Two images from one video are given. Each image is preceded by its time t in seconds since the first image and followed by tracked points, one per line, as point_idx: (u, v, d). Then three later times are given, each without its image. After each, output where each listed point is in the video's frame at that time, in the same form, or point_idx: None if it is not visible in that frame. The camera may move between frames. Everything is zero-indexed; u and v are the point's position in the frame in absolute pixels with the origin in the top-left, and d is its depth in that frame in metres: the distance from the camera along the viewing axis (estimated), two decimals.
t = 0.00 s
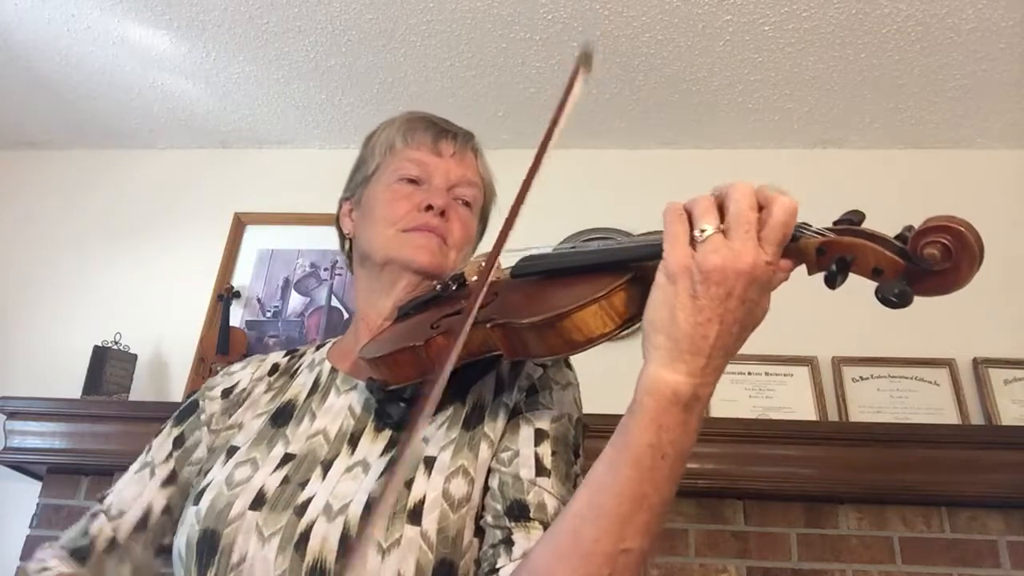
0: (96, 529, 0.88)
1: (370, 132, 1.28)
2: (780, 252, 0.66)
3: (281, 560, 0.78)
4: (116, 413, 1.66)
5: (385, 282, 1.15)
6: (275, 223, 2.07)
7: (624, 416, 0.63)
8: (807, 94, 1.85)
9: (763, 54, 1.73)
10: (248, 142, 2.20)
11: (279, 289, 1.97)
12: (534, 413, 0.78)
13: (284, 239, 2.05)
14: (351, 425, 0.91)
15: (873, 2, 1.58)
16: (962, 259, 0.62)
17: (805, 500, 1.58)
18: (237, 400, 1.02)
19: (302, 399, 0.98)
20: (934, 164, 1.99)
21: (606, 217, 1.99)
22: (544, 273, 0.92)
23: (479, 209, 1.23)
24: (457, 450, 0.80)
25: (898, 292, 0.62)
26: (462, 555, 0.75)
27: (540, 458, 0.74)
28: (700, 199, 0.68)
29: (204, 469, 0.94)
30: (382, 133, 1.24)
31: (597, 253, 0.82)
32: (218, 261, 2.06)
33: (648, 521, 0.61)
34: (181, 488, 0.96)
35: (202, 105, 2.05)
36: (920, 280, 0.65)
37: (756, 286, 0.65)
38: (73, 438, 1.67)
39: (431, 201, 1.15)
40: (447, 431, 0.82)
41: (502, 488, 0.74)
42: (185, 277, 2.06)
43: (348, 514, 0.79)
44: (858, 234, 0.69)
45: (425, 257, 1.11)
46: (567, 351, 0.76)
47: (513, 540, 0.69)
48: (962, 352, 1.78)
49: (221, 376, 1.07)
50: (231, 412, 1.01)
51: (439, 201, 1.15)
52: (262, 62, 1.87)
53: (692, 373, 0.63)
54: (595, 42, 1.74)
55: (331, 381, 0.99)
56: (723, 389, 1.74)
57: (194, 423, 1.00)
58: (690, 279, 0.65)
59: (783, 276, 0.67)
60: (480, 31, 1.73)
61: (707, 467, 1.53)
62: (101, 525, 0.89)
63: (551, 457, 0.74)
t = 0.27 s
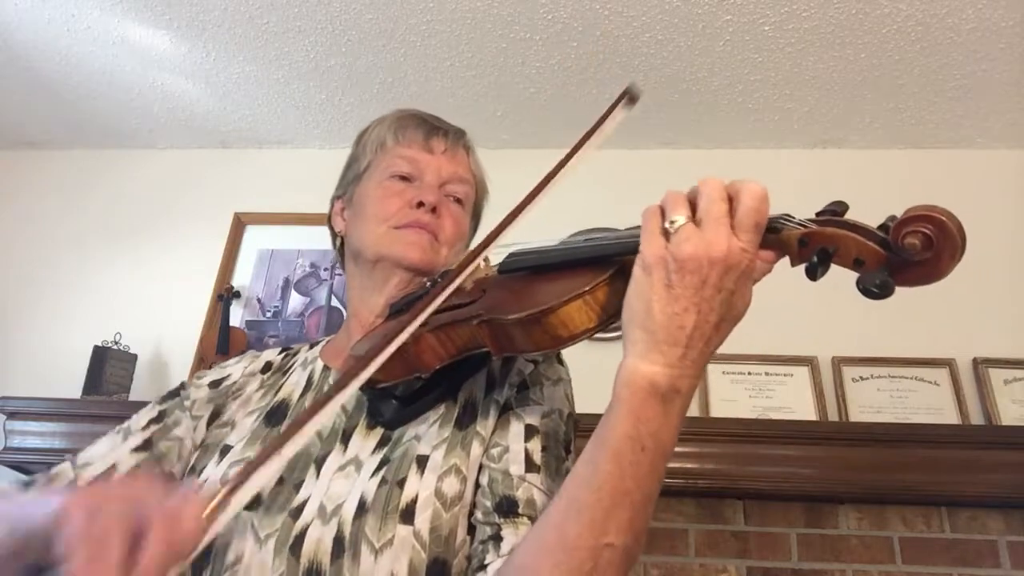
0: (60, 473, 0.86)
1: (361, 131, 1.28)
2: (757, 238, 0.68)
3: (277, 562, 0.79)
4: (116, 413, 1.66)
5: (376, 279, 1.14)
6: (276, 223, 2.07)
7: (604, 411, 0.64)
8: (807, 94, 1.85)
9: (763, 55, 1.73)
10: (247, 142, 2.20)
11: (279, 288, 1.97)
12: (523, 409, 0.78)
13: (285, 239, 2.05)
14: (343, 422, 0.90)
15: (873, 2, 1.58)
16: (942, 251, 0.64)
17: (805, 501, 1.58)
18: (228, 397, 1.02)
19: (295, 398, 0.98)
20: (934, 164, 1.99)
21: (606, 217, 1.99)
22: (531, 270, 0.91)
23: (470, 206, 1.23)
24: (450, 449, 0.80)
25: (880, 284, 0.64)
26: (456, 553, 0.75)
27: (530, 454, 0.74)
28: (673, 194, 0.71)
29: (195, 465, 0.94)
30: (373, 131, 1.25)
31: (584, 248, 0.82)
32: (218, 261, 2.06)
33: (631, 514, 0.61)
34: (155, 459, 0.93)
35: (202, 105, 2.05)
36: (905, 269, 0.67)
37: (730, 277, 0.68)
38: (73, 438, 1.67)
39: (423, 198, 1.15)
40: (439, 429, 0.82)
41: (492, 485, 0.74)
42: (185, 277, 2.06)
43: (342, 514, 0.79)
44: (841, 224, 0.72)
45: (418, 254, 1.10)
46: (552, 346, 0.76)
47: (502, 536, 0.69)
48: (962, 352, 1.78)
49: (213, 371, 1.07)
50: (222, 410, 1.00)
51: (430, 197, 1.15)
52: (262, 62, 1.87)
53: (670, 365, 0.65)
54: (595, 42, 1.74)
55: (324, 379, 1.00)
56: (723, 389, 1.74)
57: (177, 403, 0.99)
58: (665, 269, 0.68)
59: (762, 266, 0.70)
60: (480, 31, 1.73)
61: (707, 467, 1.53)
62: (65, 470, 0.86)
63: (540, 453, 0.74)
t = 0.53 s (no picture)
0: (59, 487, 0.87)
1: (357, 134, 1.28)
2: (748, 243, 0.69)
3: (266, 560, 0.78)
4: (117, 413, 1.66)
5: (371, 281, 1.14)
6: (276, 223, 2.07)
7: (598, 412, 0.64)
8: (807, 93, 1.85)
9: (764, 55, 1.73)
10: (247, 142, 2.20)
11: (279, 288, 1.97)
12: (517, 410, 0.78)
13: (285, 239, 2.05)
14: (336, 422, 0.90)
15: (873, 2, 1.58)
16: (933, 256, 0.63)
17: (805, 501, 1.58)
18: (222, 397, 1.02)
19: (289, 399, 0.98)
20: (934, 164, 1.99)
21: (606, 217, 1.99)
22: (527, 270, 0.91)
23: (466, 209, 1.23)
24: (442, 449, 0.80)
25: (869, 289, 0.64)
26: (447, 552, 0.75)
27: (522, 455, 0.73)
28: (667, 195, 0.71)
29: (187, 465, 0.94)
30: (369, 134, 1.25)
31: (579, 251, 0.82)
32: (218, 261, 2.06)
33: (623, 517, 0.61)
34: (154, 465, 0.94)
35: (202, 105, 2.05)
36: (897, 274, 0.66)
37: (723, 279, 0.68)
38: (73, 438, 1.67)
39: (417, 200, 1.15)
40: (431, 430, 0.82)
41: (485, 486, 0.73)
42: (185, 277, 2.06)
43: (332, 513, 0.79)
44: (833, 228, 0.71)
45: (412, 256, 1.10)
46: (545, 348, 0.75)
47: (494, 537, 0.68)
48: (962, 353, 1.78)
49: (209, 372, 1.07)
50: (216, 410, 1.00)
51: (425, 200, 1.15)
52: (262, 62, 1.87)
53: (663, 367, 0.64)
54: (595, 42, 1.74)
55: (318, 380, 1.00)
56: (723, 389, 1.74)
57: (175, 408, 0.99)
58: (660, 271, 0.67)
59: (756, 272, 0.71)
60: (480, 31, 1.73)
61: (707, 467, 1.53)
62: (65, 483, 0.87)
63: (533, 454, 0.74)
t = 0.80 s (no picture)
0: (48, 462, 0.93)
1: (362, 137, 1.29)
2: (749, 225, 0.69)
3: (265, 552, 0.78)
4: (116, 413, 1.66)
5: (373, 279, 1.15)
6: (276, 223, 2.07)
7: (597, 391, 0.64)
8: (807, 93, 1.85)
9: (764, 55, 1.73)
10: (247, 142, 2.21)
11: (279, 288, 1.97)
12: (515, 405, 0.78)
13: (285, 239, 2.05)
14: (335, 418, 0.90)
15: (873, 2, 1.58)
16: (928, 235, 0.65)
17: (805, 501, 1.58)
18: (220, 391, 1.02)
19: (287, 394, 0.98)
20: (935, 164, 1.99)
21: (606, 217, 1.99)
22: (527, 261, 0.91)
23: (468, 212, 1.23)
24: (440, 443, 0.80)
25: (867, 268, 0.67)
26: (443, 545, 0.75)
27: (519, 447, 0.73)
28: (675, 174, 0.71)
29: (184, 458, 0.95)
30: (373, 137, 1.25)
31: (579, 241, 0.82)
32: (218, 261, 2.06)
33: (621, 495, 0.61)
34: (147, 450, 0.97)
35: (202, 105, 2.05)
36: (893, 253, 0.68)
37: (725, 260, 0.68)
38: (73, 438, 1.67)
39: (420, 201, 1.15)
40: (429, 425, 0.82)
41: (481, 477, 0.73)
42: (185, 277, 2.07)
43: (330, 506, 0.79)
44: (829, 210, 0.71)
45: (413, 255, 1.10)
46: (545, 335, 0.76)
47: (490, 525, 0.69)
48: (962, 352, 1.78)
49: (207, 368, 1.07)
50: (213, 403, 1.00)
51: (428, 200, 1.15)
52: (262, 62, 1.87)
53: (663, 346, 0.65)
54: (595, 42, 1.74)
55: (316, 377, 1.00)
56: (723, 389, 1.74)
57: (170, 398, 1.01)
58: (662, 252, 0.68)
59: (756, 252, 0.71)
60: (480, 31, 1.73)
61: (707, 468, 1.53)
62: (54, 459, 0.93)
63: (529, 447, 0.74)
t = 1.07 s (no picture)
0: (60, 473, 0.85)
1: (377, 143, 1.28)
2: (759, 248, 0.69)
3: (265, 548, 0.78)
4: (115, 413, 1.66)
5: (382, 285, 1.15)
6: (276, 223, 2.07)
7: (601, 403, 0.64)
8: (807, 93, 1.85)
9: (764, 55, 1.73)
10: (247, 142, 2.21)
11: (279, 288, 1.97)
12: (519, 415, 0.78)
13: (284, 238, 2.05)
14: (340, 419, 0.90)
15: (873, 2, 1.58)
16: (935, 261, 0.66)
17: (805, 500, 1.58)
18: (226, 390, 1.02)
19: (292, 394, 0.98)
20: (935, 164, 1.99)
21: (606, 217, 1.99)
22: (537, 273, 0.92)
23: (478, 221, 1.23)
24: (444, 447, 0.80)
25: (875, 290, 0.66)
26: (444, 548, 0.75)
27: (522, 456, 0.73)
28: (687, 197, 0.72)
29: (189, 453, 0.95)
30: (387, 143, 1.25)
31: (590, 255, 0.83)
32: (218, 261, 2.06)
33: (621, 507, 0.61)
34: (155, 455, 0.94)
35: (202, 105, 2.05)
36: (902, 278, 0.69)
37: (732, 277, 0.68)
38: (72, 438, 1.67)
39: (431, 209, 1.15)
40: (434, 429, 0.82)
41: (483, 483, 0.73)
42: (185, 277, 2.06)
43: (332, 505, 0.79)
44: (839, 233, 0.72)
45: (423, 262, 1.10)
46: (554, 345, 0.75)
47: (490, 531, 0.69)
48: (962, 352, 1.78)
49: (213, 366, 1.07)
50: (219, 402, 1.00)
51: (439, 209, 1.15)
52: (262, 62, 1.87)
53: (667, 359, 0.64)
54: (595, 42, 1.74)
55: (322, 378, 1.00)
56: (723, 389, 1.74)
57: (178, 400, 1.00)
58: (669, 267, 0.68)
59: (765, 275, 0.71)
60: (480, 31, 1.73)
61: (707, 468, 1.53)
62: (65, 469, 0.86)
63: (533, 455, 0.74)
